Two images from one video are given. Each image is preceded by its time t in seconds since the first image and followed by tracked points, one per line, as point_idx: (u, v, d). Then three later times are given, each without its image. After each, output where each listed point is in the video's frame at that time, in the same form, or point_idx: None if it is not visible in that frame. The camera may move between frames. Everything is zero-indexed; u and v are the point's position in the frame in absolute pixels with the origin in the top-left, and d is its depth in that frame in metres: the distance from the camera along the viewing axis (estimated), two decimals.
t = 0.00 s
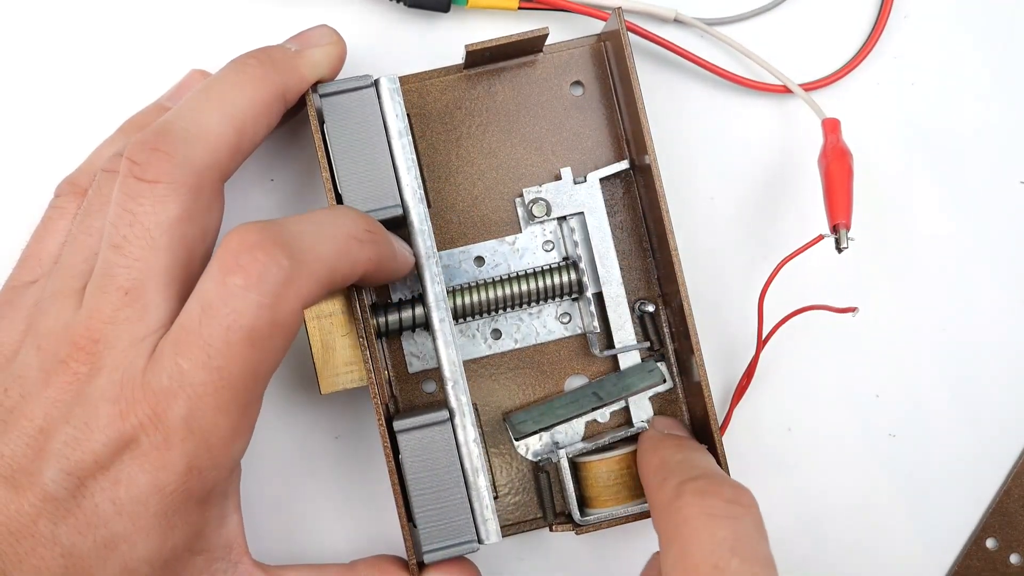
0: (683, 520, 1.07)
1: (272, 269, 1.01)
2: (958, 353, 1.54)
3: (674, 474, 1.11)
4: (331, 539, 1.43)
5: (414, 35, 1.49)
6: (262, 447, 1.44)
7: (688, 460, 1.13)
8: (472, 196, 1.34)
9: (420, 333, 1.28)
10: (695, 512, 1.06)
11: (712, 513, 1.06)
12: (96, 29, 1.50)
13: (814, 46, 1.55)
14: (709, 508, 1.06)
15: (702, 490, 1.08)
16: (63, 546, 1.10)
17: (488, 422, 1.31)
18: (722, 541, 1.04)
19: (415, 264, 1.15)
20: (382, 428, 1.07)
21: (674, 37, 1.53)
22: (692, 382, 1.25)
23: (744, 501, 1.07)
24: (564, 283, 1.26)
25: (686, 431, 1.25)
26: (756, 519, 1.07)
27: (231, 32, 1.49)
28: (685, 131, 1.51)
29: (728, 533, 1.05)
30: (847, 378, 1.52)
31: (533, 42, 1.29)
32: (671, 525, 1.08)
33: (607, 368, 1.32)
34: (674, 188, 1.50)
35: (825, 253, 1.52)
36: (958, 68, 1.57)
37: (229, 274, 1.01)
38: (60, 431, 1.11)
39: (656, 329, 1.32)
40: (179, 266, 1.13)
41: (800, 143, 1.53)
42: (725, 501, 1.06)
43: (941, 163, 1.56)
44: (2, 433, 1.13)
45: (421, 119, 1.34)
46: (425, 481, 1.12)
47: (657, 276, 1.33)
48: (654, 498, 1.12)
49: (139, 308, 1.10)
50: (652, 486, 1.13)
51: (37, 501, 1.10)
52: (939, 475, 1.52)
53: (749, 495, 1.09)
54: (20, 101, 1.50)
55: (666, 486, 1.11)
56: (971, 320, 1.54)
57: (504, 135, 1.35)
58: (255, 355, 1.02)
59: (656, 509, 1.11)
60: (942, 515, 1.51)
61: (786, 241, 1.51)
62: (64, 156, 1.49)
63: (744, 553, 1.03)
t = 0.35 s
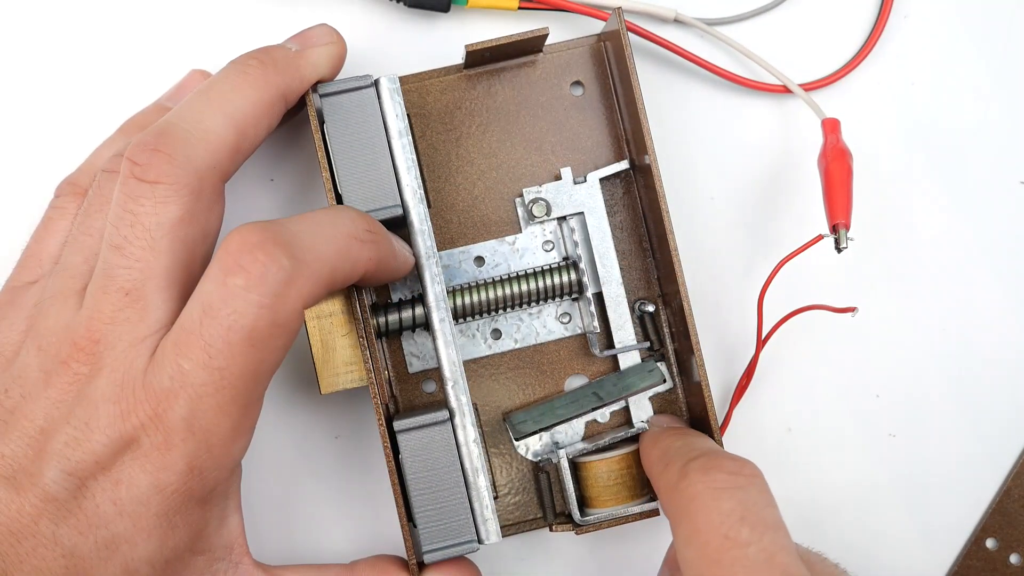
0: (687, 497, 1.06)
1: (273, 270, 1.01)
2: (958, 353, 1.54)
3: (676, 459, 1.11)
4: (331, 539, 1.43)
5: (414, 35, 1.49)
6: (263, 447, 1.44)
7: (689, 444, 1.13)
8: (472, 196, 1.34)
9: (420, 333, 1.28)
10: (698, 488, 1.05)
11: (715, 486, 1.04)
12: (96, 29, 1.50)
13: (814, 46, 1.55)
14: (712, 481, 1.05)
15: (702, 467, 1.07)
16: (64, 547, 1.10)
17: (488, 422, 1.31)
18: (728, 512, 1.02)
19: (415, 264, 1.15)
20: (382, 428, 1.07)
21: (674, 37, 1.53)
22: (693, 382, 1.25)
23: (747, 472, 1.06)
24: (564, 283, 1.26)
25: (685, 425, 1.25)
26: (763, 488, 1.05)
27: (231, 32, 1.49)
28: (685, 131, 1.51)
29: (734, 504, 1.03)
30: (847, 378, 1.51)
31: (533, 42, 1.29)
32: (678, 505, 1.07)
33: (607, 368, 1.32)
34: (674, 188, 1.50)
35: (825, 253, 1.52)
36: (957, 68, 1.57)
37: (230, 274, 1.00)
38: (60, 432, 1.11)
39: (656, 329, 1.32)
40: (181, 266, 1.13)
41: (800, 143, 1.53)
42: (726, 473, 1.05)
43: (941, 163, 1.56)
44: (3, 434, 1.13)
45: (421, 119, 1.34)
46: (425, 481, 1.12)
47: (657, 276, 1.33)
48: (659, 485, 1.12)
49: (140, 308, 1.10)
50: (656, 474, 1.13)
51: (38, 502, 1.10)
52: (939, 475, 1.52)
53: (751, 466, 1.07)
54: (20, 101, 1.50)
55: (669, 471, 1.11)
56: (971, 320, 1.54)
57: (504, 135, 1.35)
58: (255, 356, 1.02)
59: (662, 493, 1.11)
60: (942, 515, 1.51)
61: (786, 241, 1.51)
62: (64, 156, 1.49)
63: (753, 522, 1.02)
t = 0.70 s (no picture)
0: (702, 532, 1.05)
1: (278, 273, 1.00)
2: (958, 352, 1.54)
3: (687, 487, 1.10)
4: (331, 539, 1.43)
5: (414, 34, 1.49)
6: (263, 447, 1.44)
7: (700, 471, 1.11)
8: (473, 196, 1.34)
9: (420, 333, 1.28)
10: (713, 524, 1.04)
11: (730, 523, 1.03)
12: (96, 29, 1.50)
13: (815, 45, 1.55)
14: (726, 517, 1.04)
15: (716, 500, 1.06)
16: (64, 547, 1.10)
17: (488, 422, 1.31)
18: (745, 551, 1.01)
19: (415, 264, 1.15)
20: (382, 428, 1.07)
21: (674, 37, 1.53)
22: (693, 382, 1.25)
23: (761, 506, 1.05)
24: (564, 283, 1.26)
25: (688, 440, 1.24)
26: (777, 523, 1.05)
27: (231, 32, 1.49)
28: (684, 131, 1.51)
29: (750, 542, 1.02)
30: (847, 378, 1.52)
31: (534, 42, 1.29)
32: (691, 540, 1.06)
33: (608, 368, 1.32)
34: (674, 188, 1.50)
35: (825, 254, 1.52)
36: (957, 68, 1.57)
37: (235, 276, 1.00)
38: (61, 432, 1.11)
39: (656, 329, 1.32)
40: (181, 266, 1.13)
41: (800, 143, 1.53)
42: (742, 509, 1.04)
43: (941, 163, 1.56)
44: (2, 433, 1.13)
45: (422, 119, 1.34)
46: (425, 481, 1.12)
47: (658, 277, 1.33)
48: (669, 513, 1.10)
49: (140, 308, 1.10)
50: (665, 500, 1.12)
51: (38, 502, 1.10)
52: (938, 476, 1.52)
53: (765, 500, 1.06)
54: (20, 100, 1.50)
55: (681, 500, 1.09)
56: (971, 320, 1.54)
57: (505, 135, 1.35)
58: (257, 358, 1.02)
59: (673, 522, 1.10)
60: (941, 515, 1.51)
61: (786, 241, 1.51)
62: (63, 156, 1.49)
63: (770, 561, 1.01)
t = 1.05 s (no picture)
0: (714, 530, 1.04)
1: (278, 272, 1.00)
2: (958, 352, 1.54)
3: (696, 483, 1.10)
4: (332, 539, 1.43)
5: (414, 35, 1.49)
6: (263, 447, 1.44)
7: (709, 467, 1.11)
8: (473, 196, 1.34)
9: (420, 333, 1.28)
10: (725, 521, 1.04)
11: (742, 519, 1.03)
12: (96, 29, 1.50)
13: (815, 45, 1.55)
14: (738, 514, 1.04)
15: (726, 496, 1.06)
16: (64, 546, 1.10)
17: (488, 422, 1.31)
18: (758, 548, 1.02)
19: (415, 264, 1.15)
20: (382, 428, 1.07)
21: (674, 37, 1.53)
22: (693, 382, 1.25)
23: (772, 501, 1.05)
24: (564, 283, 1.26)
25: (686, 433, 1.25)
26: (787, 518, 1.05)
27: (232, 32, 1.49)
28: (684, 132, 1.51)
29: (763, 539, 1.03)
30: (847, 378, 1.52)
31: (534, 42, 1.29)
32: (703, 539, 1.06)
33: (608, 368, 1.32)
34: (674, 188, 1.50)
35: (825, 254, 1.52)
36: (957, 68, 1.57)
37: (235, 275, 1.00)
38: (61, 432, 1.11)
39: (656, 330, 1.32)
40: (181, 266, 1.13)
41: (800, 144, 1.53)
42: (752, 505, 1.04)
43: (941, 163, 1.56)
44: (2, 433, 1.13)
45: (422, 119, 1.34)
46: (425, 481, 1.12)
47: (658, 277, 1.33)
48: (680, 510, 1.10)
49: (141, 308, 1.10)
50: (674, 498, 1.12)
51: (39, 502, 1.10)
52: (938, 476, 1.52)
53: (775, 494, 1.06)
54: (20, 101, 1.50)
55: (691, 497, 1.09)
56: (972, 320, 1.54)
57: (505, 135, 1.35)
58: (258, 357, 1.02)
59: (682, 519, 1.10)
60: (941, 515, 1.51)
61: (786, 241, 1.51)
62: (63, 156, 1.49)
63: (783, 559, 1.02)
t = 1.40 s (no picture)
0: None
1: (277, 271, 1.00)
2: (958, 352, 1.54)
3: (723, 525, 1.09)
4: (331, 539, 1.43)
5: (415, 35, 1.49)
6: (263, 447, 1.44)
7: (738, 496, 1.10)
8: (473, 196, 1.34)
9: (420, 333, 1.28)
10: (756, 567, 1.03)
11: (773, 569, 1.03)
12: (97, 29, 1.50)
13: (815, 45, 1.55)
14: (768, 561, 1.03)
15: (757, 539, 1.05)
16: (64, 546, 1.10)
17: (488, 422, 1.31)
18: None
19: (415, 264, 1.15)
20: (383, 428, 1.07)
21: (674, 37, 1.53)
22: (693, 382, 1.25)
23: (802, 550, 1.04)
24: (564, 283, 1.26)
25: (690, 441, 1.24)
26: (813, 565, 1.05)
27: (232, 32, 1.49)
28: (684, 132, 1.51)
29: None
30: (847, 378, 1.52)
31: (534, 42, 1.29)
32: None
33: (608, 368, 1.32)
34: (674, 188, 1.50)
35: (825, 253, 1.52)
36: (957, 68, 1.57)
37: (234, 274, 1.00)
38: (61, 432, 1.11)
39: (656, 329, 1.32)
40: (181, 266, 1.13)
41: (800, 144, 1.53)
42: (784, 554, 1.03)
43: (941, 163, 1.56)
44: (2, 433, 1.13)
45: (422, 119, 1.34)
46: (425, 481, 1.12)
47: (658, 277, 1.33)
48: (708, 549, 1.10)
49: (141, 308, 1.10)
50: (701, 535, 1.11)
51: (39, 502, 1.10)
52: (938, 475, 1.52)
53: (809, 542, 1.05)
54: (20, 101, 1.50)
55: (719, 529, 1.09)
56: (972, 320, 1.54)
57: (505, 135, 1.35)
58: (257, 357, 1.02)
59: (707, 552, 1.10)
60: (941, 515, 1.51)
61: (786, 241, 1.51)
62: (64, 155, 1.49)
63: None
